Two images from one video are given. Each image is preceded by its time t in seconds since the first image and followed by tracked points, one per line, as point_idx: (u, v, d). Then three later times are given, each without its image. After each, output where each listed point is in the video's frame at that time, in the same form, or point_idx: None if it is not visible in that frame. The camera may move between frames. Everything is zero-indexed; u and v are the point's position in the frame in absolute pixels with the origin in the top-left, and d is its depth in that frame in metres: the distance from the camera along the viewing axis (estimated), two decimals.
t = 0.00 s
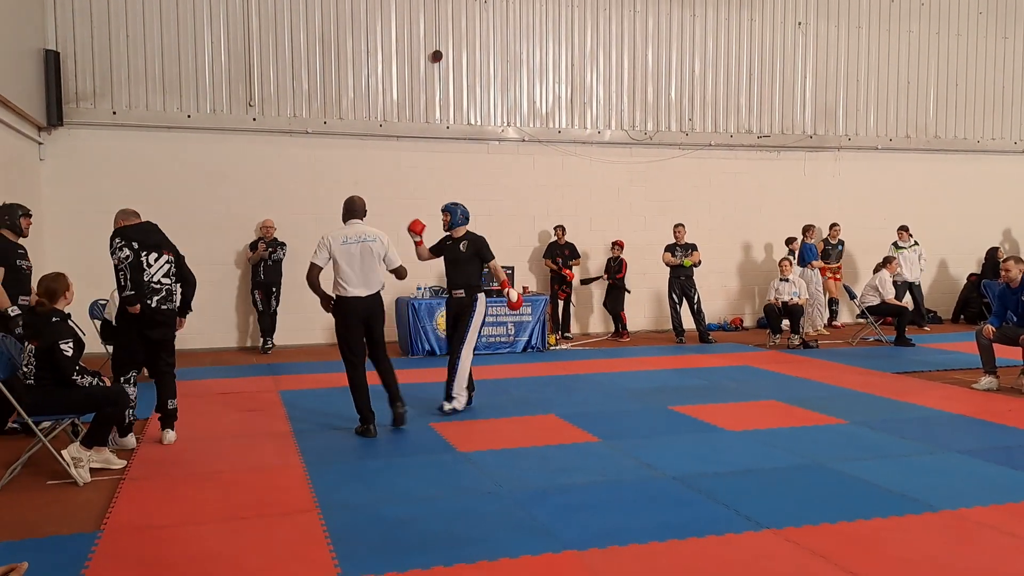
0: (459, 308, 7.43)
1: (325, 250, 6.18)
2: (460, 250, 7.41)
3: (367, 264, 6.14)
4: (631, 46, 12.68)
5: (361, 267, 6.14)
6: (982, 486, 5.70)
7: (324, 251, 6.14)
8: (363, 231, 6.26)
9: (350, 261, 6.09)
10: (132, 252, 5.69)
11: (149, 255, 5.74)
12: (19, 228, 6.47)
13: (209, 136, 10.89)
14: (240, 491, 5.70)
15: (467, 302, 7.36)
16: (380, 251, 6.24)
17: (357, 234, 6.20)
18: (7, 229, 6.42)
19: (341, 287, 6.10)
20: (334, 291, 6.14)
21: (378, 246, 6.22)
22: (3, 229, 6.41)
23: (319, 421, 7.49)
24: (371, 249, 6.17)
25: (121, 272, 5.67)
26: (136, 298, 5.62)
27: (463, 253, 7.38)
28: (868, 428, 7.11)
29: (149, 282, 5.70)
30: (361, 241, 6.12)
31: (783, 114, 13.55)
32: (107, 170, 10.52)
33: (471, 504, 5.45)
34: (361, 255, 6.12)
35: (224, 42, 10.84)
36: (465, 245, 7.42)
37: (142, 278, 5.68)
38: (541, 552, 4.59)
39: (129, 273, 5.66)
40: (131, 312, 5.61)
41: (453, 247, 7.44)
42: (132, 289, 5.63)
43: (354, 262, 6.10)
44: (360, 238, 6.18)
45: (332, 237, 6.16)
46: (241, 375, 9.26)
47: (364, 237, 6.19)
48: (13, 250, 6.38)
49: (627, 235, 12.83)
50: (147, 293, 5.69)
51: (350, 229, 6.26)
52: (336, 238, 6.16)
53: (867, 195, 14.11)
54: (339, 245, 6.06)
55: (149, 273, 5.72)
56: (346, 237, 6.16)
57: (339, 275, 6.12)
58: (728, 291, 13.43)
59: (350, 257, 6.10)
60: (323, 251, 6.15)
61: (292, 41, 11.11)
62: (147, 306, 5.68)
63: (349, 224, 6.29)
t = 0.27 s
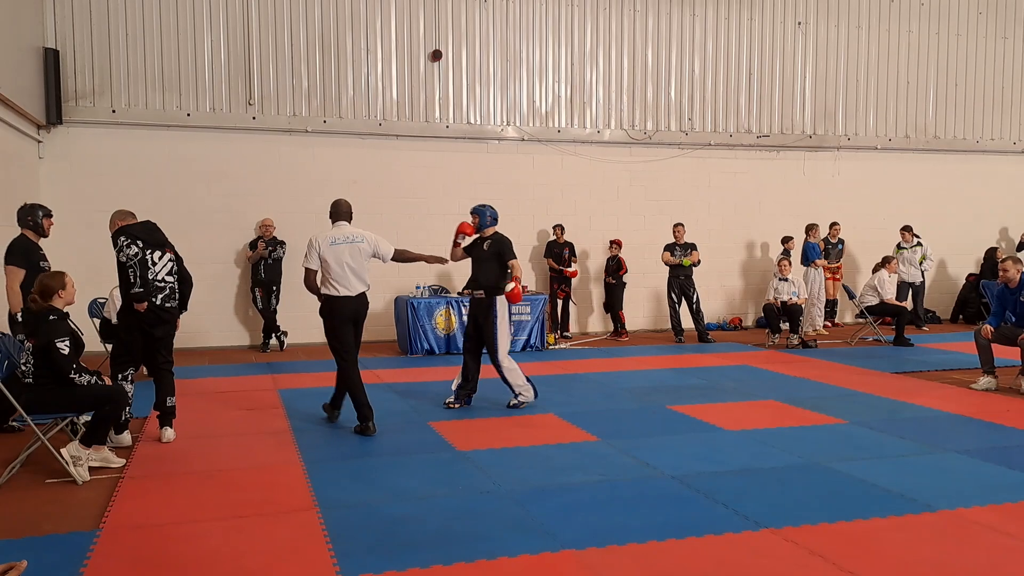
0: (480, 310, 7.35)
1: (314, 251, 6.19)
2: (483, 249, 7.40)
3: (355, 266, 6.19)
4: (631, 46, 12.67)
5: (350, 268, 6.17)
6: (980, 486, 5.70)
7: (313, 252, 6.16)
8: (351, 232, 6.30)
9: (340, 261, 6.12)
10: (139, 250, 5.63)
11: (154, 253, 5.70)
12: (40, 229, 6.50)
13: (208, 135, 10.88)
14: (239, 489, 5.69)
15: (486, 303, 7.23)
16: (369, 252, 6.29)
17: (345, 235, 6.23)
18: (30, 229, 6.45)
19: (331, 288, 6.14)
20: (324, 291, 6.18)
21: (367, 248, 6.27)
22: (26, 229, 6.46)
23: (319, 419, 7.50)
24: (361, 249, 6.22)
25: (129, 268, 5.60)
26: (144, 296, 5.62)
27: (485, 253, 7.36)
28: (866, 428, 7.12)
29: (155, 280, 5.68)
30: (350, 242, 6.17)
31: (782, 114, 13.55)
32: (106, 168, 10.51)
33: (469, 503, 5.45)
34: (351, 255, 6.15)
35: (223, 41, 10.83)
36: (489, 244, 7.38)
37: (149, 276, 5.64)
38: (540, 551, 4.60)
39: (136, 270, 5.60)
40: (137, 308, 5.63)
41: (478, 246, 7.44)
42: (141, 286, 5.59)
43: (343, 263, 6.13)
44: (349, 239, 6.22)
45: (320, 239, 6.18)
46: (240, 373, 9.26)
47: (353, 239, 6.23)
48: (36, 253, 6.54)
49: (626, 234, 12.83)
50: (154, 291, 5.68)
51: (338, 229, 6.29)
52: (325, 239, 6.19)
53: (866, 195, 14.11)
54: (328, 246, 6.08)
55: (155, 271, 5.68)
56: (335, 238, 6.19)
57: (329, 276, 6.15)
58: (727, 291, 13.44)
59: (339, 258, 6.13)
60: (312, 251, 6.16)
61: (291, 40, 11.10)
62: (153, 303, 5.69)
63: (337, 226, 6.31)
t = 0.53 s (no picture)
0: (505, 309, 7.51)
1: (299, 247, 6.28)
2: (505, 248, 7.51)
3: (338, 264, 6.31)
4: (628, 45, 12.67)
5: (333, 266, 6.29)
6: (977, 485, 5.71)
7: (299, 247, 6.25)
8: (336, 231, 6.43)
9: (326, 258, 6.22)
10: (120, 252, 5.66)
11: (138, 254, 5.72)
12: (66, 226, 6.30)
13: (205, 133, 10.87)
14: (236, 488, 5.69)
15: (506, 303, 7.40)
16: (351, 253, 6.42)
17: (331, 234, 6.36)
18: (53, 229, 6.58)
19: (314, 284, 6.23)
20: (306, 287, 6.25)
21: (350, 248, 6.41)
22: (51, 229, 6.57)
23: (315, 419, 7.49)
24: (345, 249, 6.36)
25: (112, 272, 5.63)
26: (130, 297, 5.65)
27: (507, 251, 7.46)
28: (863, 427, 7.12)
29: (141, 281, 5.70)
30: (336, 241, 6.30)
31: (779, 113, 13.55)
32: (102, 167, 10.49)
33: (466, 502, 5.45)
34: (336, 253, 6.28)
35: (220, 39, 10.81)
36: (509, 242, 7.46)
37: (133, 278, 5.67)
38: (536, 550, 4.60)
39: (119, 273, 5.64)
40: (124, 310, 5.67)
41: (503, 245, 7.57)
42: (126, 289, 5.62)
43: (328, 260, 6.24)
44: (335, 238, 6.35)
45: (306, 235, 6.29)
46: (236, 372, 9.26)
47: (338, 238, 6.37)
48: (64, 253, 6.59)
49: (623, 233, 12.83)
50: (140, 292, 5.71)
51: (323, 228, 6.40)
52: (312, 236, 6.29)
53: (863, 194, 14.11)
54: (315, 243, 6.19)
55: (140, 272, 5.70)
56: (321, 235, 6.31)
57: (313, 272, 6.23)
58: (724, 290, 13.44)
59: (324, 255, 6.23)
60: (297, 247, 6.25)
61: (287, 38, 11.09)
62: (140, 304, 5.72)
63: (322, 225, 6.42)
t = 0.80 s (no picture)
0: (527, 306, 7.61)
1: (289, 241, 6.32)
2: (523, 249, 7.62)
3: (326, 262, 6.44)
4: (624, 43, 12.65)
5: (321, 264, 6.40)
6: (971, 483, 5.71)
7: (291, 242, 6.28)
8: (323, 228, 6.52)
9: (317, 256, 6.33)
10: (91, 253, 5.66)
11: (109, 252, 5.71)
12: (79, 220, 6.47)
13: (200, 131, 10.85)
14: (230, 486, 5.69)
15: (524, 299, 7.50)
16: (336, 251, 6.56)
17: (320, 231, 6.46)
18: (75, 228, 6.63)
19: (303, 279, 6.31)
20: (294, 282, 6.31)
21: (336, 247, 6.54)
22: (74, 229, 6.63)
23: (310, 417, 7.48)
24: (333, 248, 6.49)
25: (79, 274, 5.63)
26: (102, 296, 5.66)
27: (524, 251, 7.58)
28: (857, 425, 7.13)
29: (114, 279, 5.70)
30: (327, 239, 6.41)
31: (775, 111, 13.53)
32: (97, 165, 10.48)
33: (460, 501, 5.45)
34: (326, 251, 6.40)
35: (214, 37, 10.79)
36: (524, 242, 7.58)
37: (105, 278, 5.67)
38: (530, 548, 4.60)
39: (91, 273, 5.64)
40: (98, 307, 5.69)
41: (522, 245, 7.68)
42: (96, 289, 5.61)
43: (319, 258, 6.35)
44: (324, 236, 6.45)
45: (299, 231, 6.33)
46: (231, 370, 9.25)
47: (327, 236, 6.48)
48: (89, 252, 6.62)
49: (619, 231, 12.83)
50: (113, 290, 5.72)
51: (312, 223, 6.47)
52: (304, 231, 6.35)
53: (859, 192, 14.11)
54: (310, 239, 6.28)
55: (112, 270, 5.70)
56: (313, 232, 6.38)
57: (303, 268, 6.31)
58: (720, 288, 13.44)
59: (315, 252, 6.34)
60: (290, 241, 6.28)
61: (282, 36, 11.06)
62: (114, 301, 5.72)
63: (308, 221, 6.49)
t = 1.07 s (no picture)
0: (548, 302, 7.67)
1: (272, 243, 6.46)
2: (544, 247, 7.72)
3: (308, 261, 6.63)
4: (620, 41, 12.65)
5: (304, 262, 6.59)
6: (967, 481, 5.73)
7: (276, 244, 6.43)
8: (300, 228, 6.69)
9: (300, 255, 6.52)
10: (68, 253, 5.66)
11: (85, 252, 5.66)
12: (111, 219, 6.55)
13: (196, 129, 10.84)
14: (226, 484, 5.69)
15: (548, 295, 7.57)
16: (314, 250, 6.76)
17: (299, 230, 6.63)
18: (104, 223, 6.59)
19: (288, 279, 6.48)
20: (279, 282, 6.46)
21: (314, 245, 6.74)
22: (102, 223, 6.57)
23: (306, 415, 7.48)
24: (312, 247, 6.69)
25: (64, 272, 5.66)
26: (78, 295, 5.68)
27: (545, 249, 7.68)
28: (853, 423, 7.15)
29: (90, 278, 5.67)
30: (308, 239, 6.60)
31: (771, 109, 13.54)
32: (94, 163, 10.47)
33: (457, 498, 5.45)
34: (308, 250, 6.59)
35: (210, 34, 10.77)
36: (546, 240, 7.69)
37: (83, 277, 5.66)
38: (527, 545, 4.61)
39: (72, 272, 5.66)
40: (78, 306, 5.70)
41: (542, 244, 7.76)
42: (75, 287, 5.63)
43: (303, 258, 6.54)
44: (303, 236, 6.63)
45: (280, 232, 6.48)
46: (227, 368, 9.25)
47: (306, 236, 6.67)
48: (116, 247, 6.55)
49: (615, 229, 12.84)
50: (92, 289, 5.70)
51: (289, 223, 6.62)
52: (285, 232, 6.50)
53: (856, 190, 14.12)
54: (295, 240, 6.45)
55: (88, 270, 5.66)
56: (294, 233, 6.55)
57: (288, 268, 6.47)
58: (716, 286, 13.45)
59: (299, 252, 6.52)
60: (273, 243, 6.42)
61: (278, 34, 11.05)
62: (91, 300, 5.69)
63: (284, 221, 6.62)
